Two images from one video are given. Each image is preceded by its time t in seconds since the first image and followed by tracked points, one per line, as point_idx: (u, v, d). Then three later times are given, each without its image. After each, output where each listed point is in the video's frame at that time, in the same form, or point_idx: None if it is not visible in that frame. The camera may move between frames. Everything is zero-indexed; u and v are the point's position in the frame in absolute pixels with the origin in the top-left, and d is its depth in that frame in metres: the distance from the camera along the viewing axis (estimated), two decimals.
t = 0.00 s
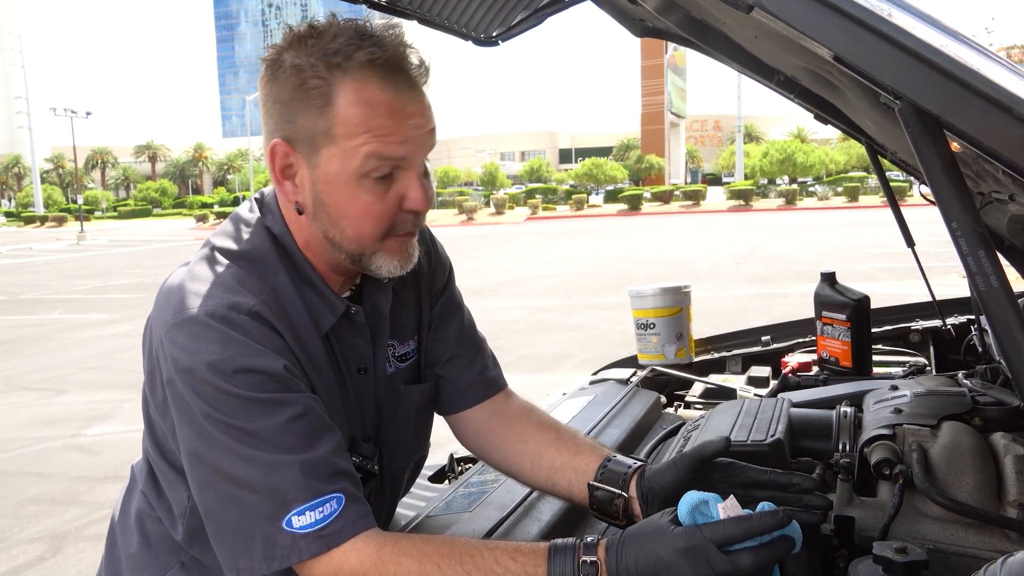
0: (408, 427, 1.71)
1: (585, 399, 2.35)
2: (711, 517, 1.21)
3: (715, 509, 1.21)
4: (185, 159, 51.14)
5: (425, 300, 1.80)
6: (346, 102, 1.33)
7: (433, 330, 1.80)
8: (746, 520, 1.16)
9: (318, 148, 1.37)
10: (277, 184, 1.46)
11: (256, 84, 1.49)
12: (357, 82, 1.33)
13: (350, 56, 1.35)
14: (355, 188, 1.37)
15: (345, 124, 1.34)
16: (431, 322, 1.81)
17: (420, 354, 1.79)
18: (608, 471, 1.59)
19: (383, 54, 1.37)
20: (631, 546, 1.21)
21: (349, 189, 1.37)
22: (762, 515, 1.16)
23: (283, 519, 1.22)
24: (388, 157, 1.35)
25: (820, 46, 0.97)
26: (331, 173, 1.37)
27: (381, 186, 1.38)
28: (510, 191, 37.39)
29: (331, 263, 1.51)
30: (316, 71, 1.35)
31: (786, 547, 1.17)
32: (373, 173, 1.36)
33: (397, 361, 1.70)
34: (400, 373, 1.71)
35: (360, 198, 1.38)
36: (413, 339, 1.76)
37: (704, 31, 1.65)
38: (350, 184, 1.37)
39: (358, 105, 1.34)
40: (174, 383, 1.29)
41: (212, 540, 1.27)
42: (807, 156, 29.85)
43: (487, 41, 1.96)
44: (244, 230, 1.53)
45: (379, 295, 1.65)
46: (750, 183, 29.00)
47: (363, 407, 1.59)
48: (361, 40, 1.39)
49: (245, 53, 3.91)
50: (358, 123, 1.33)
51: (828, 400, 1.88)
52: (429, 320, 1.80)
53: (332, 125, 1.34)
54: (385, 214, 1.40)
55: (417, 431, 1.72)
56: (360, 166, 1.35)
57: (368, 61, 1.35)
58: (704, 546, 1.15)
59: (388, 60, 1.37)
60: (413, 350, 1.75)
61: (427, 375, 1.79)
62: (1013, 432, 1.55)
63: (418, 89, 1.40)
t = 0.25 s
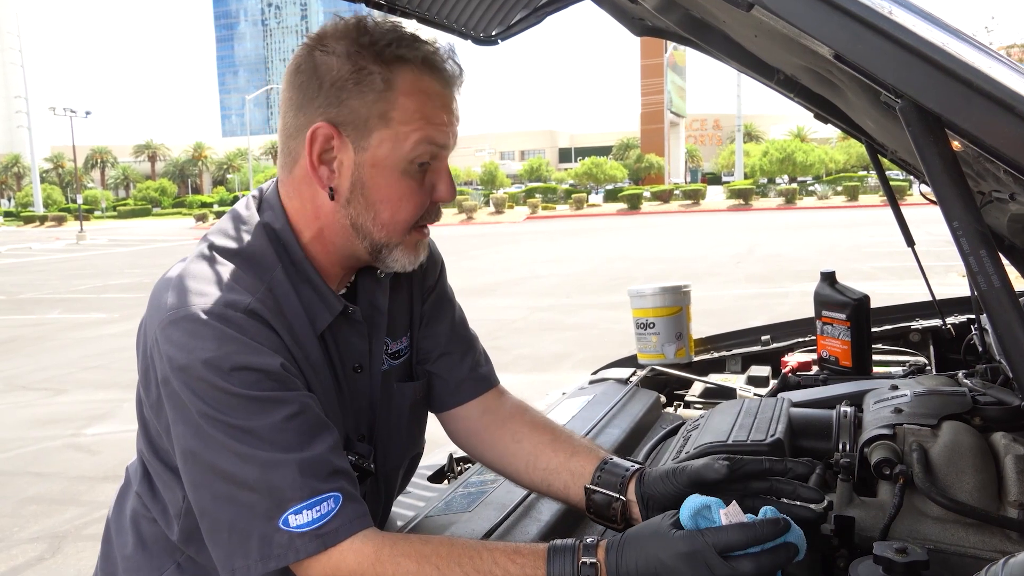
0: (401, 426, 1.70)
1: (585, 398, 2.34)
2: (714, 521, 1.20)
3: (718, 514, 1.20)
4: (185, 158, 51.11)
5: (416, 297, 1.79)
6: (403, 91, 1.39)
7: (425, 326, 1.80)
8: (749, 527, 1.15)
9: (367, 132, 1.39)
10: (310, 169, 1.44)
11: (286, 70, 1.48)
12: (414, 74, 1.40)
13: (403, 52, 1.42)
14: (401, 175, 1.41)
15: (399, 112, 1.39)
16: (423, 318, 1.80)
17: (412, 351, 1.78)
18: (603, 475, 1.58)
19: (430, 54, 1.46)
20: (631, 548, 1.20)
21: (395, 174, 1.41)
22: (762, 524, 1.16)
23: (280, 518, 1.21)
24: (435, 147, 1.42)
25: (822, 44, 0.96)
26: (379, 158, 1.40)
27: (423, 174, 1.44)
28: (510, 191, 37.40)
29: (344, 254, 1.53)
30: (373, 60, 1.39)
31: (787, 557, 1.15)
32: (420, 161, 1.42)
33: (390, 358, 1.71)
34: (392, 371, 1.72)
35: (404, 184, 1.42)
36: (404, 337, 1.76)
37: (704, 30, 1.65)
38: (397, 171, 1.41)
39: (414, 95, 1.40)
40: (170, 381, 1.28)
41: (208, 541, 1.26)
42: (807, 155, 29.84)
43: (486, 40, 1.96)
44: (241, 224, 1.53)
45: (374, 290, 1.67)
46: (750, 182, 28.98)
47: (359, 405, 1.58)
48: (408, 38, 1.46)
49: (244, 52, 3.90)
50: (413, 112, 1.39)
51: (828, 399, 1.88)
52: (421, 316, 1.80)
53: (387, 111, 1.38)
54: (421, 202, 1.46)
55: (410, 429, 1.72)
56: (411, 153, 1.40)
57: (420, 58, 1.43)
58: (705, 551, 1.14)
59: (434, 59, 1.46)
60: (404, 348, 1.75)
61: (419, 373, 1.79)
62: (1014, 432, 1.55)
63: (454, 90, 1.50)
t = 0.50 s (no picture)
0: (401, 425, 1.69)
1: (584, 398, 2.34)
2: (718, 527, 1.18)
3: (720, 521, 1.18)
4: (184, 157, 51.08)
5: (417, 296, 1.78)
6: (421, 92, 1.40)
7: (427, 325, 1.79)
8: (752, 537, 1.13)
9: (382, 130, 1.39)
10: (323, 165, 1.43)
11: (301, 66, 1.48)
12: (432, 77, 1.41)
13: (422, 55, 1.43)
14: (412, 174, 1.42)
15: (416, 112, 1.40)
16: (425, 317, 1.80)
17: (413, 350, 1.78)
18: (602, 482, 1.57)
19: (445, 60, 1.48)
20: (632, 551, 1.20)
21: (407, 173, 1.41)
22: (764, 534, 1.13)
23: (282, 517, 1.20)
24: (447, 150, 1.43)
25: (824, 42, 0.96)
26: (393, 155, 1.40)
27: (431, 176, 1.44)
28: (509, 190, 37.40)
29: (349, 251, 1.52)
30: (394, 61, 1.40)
31: (789, 563, 1.14)
32: (431, 162, 1.43)
33: (392, 357, 1.70)
34: (393, 370, 1.71)
35: (414, 183, 1.42)
36: (406, 336, 1.75)
37: (704, 29, 1.64)
38: (410, 169, 1.41)
39: (430, 95, 1.41)
40: (171, 379, 1.27)
41: (208, 541, 1.25)
42: (806, 155, 29.85)
43: (485, 39, 1.94)
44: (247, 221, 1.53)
45: (378, 288, 1.66)
46: (748, 182, 28.98)
47: (360, 403, 1.58)
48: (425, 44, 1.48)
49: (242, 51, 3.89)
50: (428, 114, 1.40)
51: (828, 400, 1.88)
52: (423, 315, 1.79)
53: (406, 109, 1.38)
54: (428, 204, 1.46)
55: (410, 426, 1.71)
56: (424, 152, 1.41)
57: (437, 64, 1.45)
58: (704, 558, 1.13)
59: (448, 66, 1.48)
60: (405, 347, 1.75)
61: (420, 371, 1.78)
62: (1014, 432, 1.54)
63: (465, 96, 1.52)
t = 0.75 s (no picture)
0: (404, 429, 1.69)
1: (583, 398, 2.33)
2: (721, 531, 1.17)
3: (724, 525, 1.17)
4: (180, 156, 50.99)
5: (422, 301, 1.77)
6: (320, 95, 1.30)
7: (430, 331, 1.78)
8: (756, 542, 1.12)
9: (293, 139, 1.34)
10: (270, 177, 1.45)
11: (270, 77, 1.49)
12: (331, 75, 1.30)
13: (333, 50, 1.31)
14: (323, 186, 1.34)
15: (316, 119, 1.31)
16: (428, 323, 1.79)
17: (417, 356, 1.77)
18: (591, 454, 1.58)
19: (369, 48, 1.33)
20: (633, 551, 1.18)
21: (321, 182, 1.34)
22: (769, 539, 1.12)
23: (283, 515, 1.20)
24: (354, 155, 1.31)
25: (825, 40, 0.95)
26: (304, 168, 1.34)
27: (349, 185, 1.34)
28: (506, 189, 37.38)
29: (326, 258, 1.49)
30: (300, 63, 1.32)
31: (793, 567, 1.11)
32: (339, 171, 1.33)
33: (396, 363, 1.69)
34: (398, 376, 1.70)
35: (328, 195, 1.34)
36: (411, 343, 1.74)
37: (703, 27, 1.64)
38: (319, 181, 1.33)
39: (330, 95, 1.30)
40: (176, 374, 1.26)
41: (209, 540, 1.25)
42: (803, 154, 29.88)
43: (483, 38, 1.91)
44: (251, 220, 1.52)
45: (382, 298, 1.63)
46: (746, 181, 28.99)
47: (363, 405, 1.57)
48: (352, 32, 1.35)
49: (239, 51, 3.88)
50: (327, 118, 1.30)
51: (827, 399, 1.88)
52: (426, 320, 1.78)
53: (304, 118, 1.31)
54: (351, 215, 1.36)
55: (415, 438, 1.71)
56: (328, 161, 1.31)
57: (349, 55, 1.31)
58: (706, 560, 1.12)
59: (372, 54, 1.33)
60: (410, 353, 1.74)
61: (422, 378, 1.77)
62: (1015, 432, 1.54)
63: (402, 86, 1.36)
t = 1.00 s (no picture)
0: (397, 435, 1.70)
1: (582, 398, 2.32)
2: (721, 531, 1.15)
3: (723, 526, 1.15)
4: (178, 156, 50.93)
5: (417, 303, 1.78)
6: (285, 102, 1.31)
7: (424, 333, 1.78)
8: (756, 544, 1.11)
9: (267, 145, 1.36)
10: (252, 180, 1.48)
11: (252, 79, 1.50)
12: (296, 80, 1.30)
13: (299, 54, 1.32)
14: (295, 191, 1.35)
15: (283, 125, 1.32)
16: (423, 325, 1.79)
17: (412, 358, 1.77)
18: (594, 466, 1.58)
19: (334, 51, 1.33)
20: (634, 553, 1.18)
21: (293, 188, 1.35)
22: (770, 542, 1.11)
23: (276, 520, 1.19)
24: (320, 160, 1.31)
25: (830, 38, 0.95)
26: (276, 174, 1.36)
27: (320, 190, 1.35)
28: (505, 189, 37.36)
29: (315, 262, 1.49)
30: (268, 69, 1.33)
31: (794, 568, 1.10)
32: (309, 177, 1.33)
33: (390, 366, 1.69)
34: (392, 379, 1.70)
35: (300, 200, 1.36)
36: (405, 346, 1.75)
37: (702, 27, 1.63)
38: (290, 186, 1.35)
39: (297, 101, 1.30)
40: (163, 381, 1.26)
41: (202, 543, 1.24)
42: (801, 155, 29.90)
43: (483, 37, 1.91)
44: (240, 223, 1.52)
45: (369, 299, 1.63)
46: (744, 181, 28.99)
47: (356, 408, 1.57)
48: (319, 34, 1.35)
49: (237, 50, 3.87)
50: (293, 124, 1.31)
51: (828, 400, 1.87)
52: (421, 323, 1.78)
53: (273, 125, 1.33)
54: (324, 220, 1.37)
55: (408, 438, 1.72)
56: (295, 168, 1.33)
57: (314, 58, 1.31)
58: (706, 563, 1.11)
59: (338, 57, 1.32)
60: (405, 356, 1.74)
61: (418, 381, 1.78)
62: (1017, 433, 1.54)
63: (372, 88, 1.34)
